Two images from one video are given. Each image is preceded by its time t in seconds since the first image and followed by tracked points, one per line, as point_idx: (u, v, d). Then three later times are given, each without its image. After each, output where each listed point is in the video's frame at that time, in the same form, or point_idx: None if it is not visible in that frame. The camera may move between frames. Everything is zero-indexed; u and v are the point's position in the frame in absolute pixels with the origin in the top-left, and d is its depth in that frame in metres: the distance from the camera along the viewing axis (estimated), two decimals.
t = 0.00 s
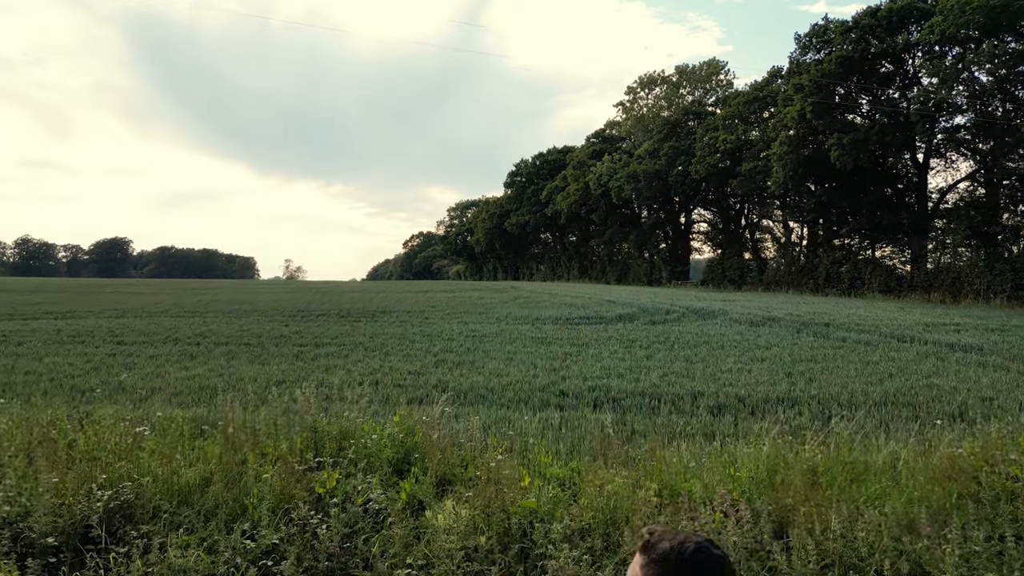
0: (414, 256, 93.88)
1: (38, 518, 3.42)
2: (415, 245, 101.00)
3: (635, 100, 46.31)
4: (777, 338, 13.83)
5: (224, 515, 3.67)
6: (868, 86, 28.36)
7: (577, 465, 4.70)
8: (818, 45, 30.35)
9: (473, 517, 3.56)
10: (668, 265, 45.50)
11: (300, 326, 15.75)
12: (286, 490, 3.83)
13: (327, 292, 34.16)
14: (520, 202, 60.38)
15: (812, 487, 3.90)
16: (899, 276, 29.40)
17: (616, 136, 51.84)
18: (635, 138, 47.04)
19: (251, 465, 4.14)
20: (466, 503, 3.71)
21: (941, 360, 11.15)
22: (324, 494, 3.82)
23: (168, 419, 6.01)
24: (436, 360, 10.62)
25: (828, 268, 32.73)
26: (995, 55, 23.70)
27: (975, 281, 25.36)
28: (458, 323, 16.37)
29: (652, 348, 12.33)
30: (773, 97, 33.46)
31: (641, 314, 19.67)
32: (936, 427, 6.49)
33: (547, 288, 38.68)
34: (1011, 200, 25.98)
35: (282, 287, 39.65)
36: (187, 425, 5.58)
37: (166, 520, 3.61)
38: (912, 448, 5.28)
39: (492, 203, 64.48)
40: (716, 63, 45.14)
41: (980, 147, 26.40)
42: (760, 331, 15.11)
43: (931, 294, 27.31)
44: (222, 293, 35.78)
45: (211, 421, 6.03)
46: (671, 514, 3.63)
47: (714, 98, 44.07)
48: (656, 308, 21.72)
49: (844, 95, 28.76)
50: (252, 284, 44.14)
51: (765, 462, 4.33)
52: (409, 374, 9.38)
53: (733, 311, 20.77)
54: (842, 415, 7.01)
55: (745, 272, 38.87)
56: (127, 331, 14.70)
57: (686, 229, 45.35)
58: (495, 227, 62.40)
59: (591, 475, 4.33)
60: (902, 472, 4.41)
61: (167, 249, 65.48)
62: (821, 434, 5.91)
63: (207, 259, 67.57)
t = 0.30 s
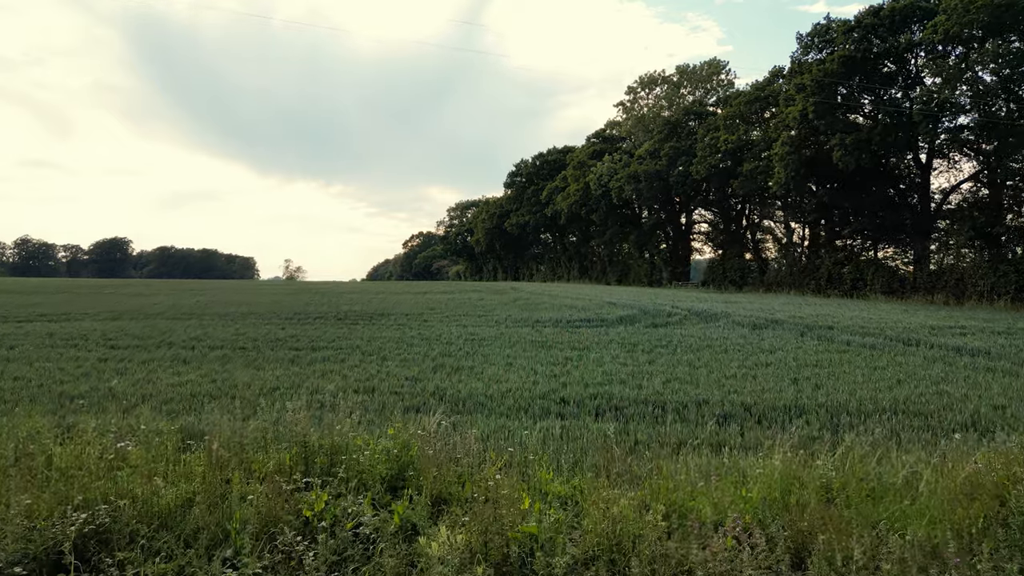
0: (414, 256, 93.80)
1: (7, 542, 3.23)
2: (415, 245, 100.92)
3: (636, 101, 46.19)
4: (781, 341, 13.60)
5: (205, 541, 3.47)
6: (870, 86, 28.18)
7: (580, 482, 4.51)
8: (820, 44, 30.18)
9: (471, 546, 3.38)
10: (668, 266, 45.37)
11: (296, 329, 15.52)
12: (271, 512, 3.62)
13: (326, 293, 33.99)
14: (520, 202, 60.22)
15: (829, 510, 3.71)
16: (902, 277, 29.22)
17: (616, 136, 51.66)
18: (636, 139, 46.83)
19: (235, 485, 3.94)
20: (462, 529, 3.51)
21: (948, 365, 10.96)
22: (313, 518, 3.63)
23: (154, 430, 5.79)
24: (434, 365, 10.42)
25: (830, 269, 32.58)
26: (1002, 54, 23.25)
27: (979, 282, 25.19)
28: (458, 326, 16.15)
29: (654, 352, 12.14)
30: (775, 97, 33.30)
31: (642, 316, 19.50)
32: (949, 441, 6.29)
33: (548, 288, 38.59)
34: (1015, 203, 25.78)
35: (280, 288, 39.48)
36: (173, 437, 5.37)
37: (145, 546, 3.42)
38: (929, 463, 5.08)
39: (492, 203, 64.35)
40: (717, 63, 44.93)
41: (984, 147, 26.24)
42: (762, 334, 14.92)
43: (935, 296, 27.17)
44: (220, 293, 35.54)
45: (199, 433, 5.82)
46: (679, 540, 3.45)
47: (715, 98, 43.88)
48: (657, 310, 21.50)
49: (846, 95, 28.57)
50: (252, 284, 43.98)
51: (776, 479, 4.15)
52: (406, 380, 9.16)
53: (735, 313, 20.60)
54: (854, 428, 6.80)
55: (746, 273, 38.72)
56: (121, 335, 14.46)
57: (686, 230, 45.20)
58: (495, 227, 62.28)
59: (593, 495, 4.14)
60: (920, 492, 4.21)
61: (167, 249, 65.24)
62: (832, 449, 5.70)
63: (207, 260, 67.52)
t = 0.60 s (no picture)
0: (414, 256, 93.71)
1: None
2: (415, 245, 100.81)
3: (636, 100, 46.04)
4: (785, 345, 13.36)
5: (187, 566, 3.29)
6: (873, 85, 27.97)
7: (582, 499, 4.32)
8: (822, 43, 29.98)
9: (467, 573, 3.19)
10: (669, 266, 45.24)
11: (293, 331, 15.30)
12: (258, 536, 3.44)
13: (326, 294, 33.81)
14: (520, 202, 60.01)
15: (844, 533, 3.53)
16: (904, 279, 29.06)
17: (617, 136, 51.48)
18: (636, 139, 46.66)
19: (222, 506, 3.77)
20: (460, 554, 3.34)
21: (956, 369, 10.77)
22: (300, 542, 3.44)
23: (142, 441, 5.59)
24: (432, 370, 10.22)
25: (832, 269, 32.42)
26: (1005, 54, 22.96)
27: (982, 283, 25.01)
28: (457, 328, 15.97)
29: (656, 356, 11.94)
30: (776, 97, 33.14)
31: (643, 318, 19.32)
32: (964, 453, 6.09)
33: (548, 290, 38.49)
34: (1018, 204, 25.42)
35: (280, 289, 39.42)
36: (159, 449, 5.18)
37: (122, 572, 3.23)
38: (945, 476, 4.89)
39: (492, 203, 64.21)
40: (718, 63, 44.72)
41: (987, 147, 26.12)
42: (765, 337, 14.72)
43: (938, 296, 27.02)
44: (218, 293, 35.38)
45: (186, 445, 5.61)
46: (688, 567, 3.30)
47: (716, 98, 43.68)
48: (658, 312, 21.30)
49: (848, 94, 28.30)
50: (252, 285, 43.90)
51: (789, 497, 3.97)
52: (404, 386, 8.96)
53: (737, 315, 20.40)
54: (864, 438, 6.61)
55: (747, 273, 38.57)
56: (115, 338, 14.27)
57: (687, 231, 45.03)
58: (495, 227, 62.13)
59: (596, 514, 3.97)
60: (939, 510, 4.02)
61: (167, 249, 65.20)
62: (844, 463, 5.51)
63: (206, 260, 67.38)
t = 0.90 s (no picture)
0: (414, 256, 93.58)
1: None
2: (415, 246, 100.68)
3: (637, 100, 45.88)
4: (789, 348, 13.16)
5: None
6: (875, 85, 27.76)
7: (585, 518, 4.14)
8: (824, 43, 29.77)
9: None
10: (670, 267, 45.10)
11: (289, 334, 15.05)
12: (242, 563, 3.26)
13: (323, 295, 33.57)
14: (520, 202, 59.82)
15: (864, 563, 3.35)
16: (907, 280, 28.87)
17: (617, 136, 51.30)
18: (636, 139, 46.51)
19: (206, 529, 3.59)
20: None
21: (962, 374, 10.60)
22: (286, 568, 3.25)
23: (125, 454, 5.36)
24: (430, 375, 9.98)
25: (834, 270, 32.25)
26: (1009, 54, 22.84)
27: (985, 284, 24.82)
28: (456, 332, 15.74)
29: (658, 360, 11.73)
30: (777, 96, 32.99)
31: (645, 320, 19.11)
32: (980, 466, 5.87)
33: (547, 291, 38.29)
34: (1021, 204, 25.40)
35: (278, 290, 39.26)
36: (145, 463, 4.99)
37: None
38: (962, 492, 4.70)
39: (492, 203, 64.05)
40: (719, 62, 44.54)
41: (991, 147, 25.94)
42: (769, 340, 14.52)
43: (941, 297, 26.84)
44: (216, 295, 35.13)
45: (173, 458, 5.40)
46: None
47: (717, 98, 43.50)
48: (659, 314, 21.11)
49: (850, 94, 28.06)
50: (251, 286, 43.72)
51: (803, 519, 3.78)
52: (401, 393, 8.71)
53: (740, 316, 20.21)
54: (874, 449, 6.41)
55: (748, 274, 38.38)
56: (108, 341, 14.03)
57: (688, 232, 44.86)
58: (494, 227, 61.97)
59: (601, 537, 3.79)
60: (959, 530, 3.83)
61: (167, 249, 65.10)
62: (858, 479, 5.31)
63: (206, 260, 67.20)
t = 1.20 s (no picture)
0: (414, 256, 93.42)
1: None
2: (415, 246, 100.52)
3: (637, 100, 45.68)
4: (794, 352, 12.94)
5: None
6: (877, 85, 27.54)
7: (589, 538, 3.96)
8: (826, 42, 29.54)
9: None
10: (670, 267, 44.87)
11: (285, 338, 14.82)
12: None
13: (322, 296, 33.33)
14: (520, 203, 59.62)
15: None
16: (910, 281, 28.65)
17: (617, 136, 51.06)
18: (637, 139, 46.31)
19: (187, 555, 3.40)
20: None
21: (970, 379, 10.39)
22: None
23: (110, 469, 5.15)
24: (428, 381, 9.76)
25: (836, 272, 32.05)
26: (1013, 54, 22.66)
27: (990, 286, 24.61)
28: (455, 335, 15.52)
29: (661, 365, 11.50)
30: (779, 96, 32.79)
31: (646, 322, 18.90)
32: (995, 478, 5.69)
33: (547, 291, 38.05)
34: None
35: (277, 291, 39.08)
36: (129, 478, 4.78)
37: None
38: (982, 509, 4.52)
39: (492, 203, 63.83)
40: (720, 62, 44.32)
41: (994, 147, 25.72)
42: (772, 344, 14.29)
43: (944, 299, 26.62)
44: (214, 296, 34.86)
45: (158, 473, 5.19)
46: None
47: (718, 98, 43.28)
48: (661, 316, 20.90)
49: (852, 94, 27.87)
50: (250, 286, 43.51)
51: (818, 542, 3.61)
52: (398, 400, 8.50)
53: (742, 319, 19.99)
54: (886, 460, 6.21)
55: (749, 275, 38.17)
56: (101, 345, 13.78)
57: (688, 232, 44.65)
58: (494, 227, 61.78)
59: (606, 563, 3.58)
60: (981, 553, 3.66)
61: (167, 249, 64.91)
62: (871, 493, 5.12)
63: (206, 260, 66.98)
